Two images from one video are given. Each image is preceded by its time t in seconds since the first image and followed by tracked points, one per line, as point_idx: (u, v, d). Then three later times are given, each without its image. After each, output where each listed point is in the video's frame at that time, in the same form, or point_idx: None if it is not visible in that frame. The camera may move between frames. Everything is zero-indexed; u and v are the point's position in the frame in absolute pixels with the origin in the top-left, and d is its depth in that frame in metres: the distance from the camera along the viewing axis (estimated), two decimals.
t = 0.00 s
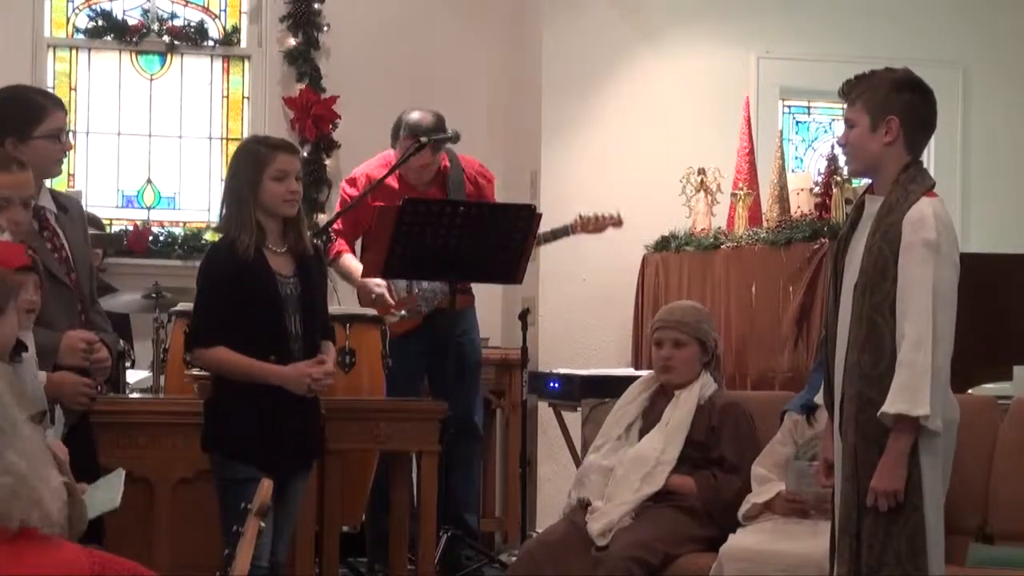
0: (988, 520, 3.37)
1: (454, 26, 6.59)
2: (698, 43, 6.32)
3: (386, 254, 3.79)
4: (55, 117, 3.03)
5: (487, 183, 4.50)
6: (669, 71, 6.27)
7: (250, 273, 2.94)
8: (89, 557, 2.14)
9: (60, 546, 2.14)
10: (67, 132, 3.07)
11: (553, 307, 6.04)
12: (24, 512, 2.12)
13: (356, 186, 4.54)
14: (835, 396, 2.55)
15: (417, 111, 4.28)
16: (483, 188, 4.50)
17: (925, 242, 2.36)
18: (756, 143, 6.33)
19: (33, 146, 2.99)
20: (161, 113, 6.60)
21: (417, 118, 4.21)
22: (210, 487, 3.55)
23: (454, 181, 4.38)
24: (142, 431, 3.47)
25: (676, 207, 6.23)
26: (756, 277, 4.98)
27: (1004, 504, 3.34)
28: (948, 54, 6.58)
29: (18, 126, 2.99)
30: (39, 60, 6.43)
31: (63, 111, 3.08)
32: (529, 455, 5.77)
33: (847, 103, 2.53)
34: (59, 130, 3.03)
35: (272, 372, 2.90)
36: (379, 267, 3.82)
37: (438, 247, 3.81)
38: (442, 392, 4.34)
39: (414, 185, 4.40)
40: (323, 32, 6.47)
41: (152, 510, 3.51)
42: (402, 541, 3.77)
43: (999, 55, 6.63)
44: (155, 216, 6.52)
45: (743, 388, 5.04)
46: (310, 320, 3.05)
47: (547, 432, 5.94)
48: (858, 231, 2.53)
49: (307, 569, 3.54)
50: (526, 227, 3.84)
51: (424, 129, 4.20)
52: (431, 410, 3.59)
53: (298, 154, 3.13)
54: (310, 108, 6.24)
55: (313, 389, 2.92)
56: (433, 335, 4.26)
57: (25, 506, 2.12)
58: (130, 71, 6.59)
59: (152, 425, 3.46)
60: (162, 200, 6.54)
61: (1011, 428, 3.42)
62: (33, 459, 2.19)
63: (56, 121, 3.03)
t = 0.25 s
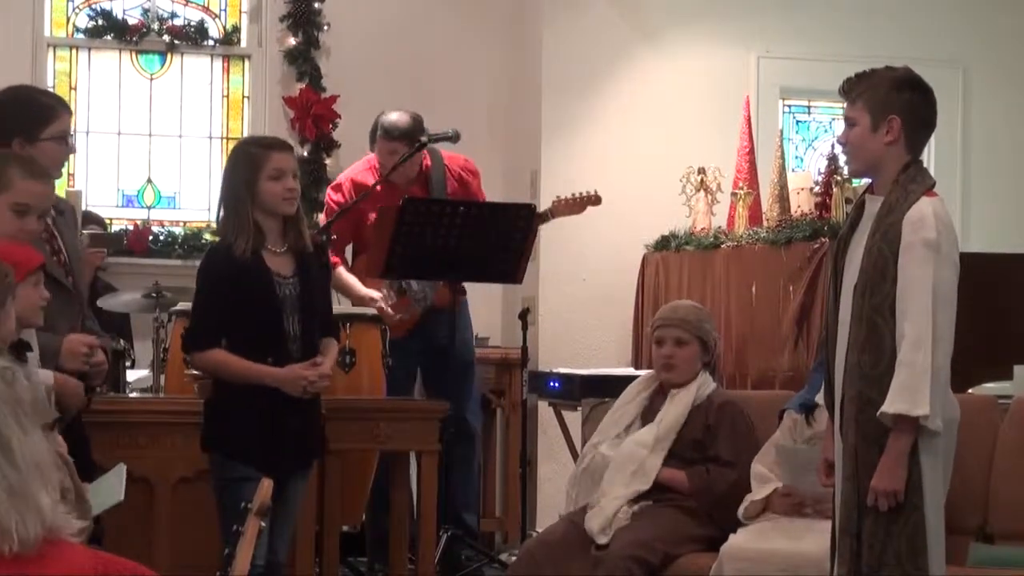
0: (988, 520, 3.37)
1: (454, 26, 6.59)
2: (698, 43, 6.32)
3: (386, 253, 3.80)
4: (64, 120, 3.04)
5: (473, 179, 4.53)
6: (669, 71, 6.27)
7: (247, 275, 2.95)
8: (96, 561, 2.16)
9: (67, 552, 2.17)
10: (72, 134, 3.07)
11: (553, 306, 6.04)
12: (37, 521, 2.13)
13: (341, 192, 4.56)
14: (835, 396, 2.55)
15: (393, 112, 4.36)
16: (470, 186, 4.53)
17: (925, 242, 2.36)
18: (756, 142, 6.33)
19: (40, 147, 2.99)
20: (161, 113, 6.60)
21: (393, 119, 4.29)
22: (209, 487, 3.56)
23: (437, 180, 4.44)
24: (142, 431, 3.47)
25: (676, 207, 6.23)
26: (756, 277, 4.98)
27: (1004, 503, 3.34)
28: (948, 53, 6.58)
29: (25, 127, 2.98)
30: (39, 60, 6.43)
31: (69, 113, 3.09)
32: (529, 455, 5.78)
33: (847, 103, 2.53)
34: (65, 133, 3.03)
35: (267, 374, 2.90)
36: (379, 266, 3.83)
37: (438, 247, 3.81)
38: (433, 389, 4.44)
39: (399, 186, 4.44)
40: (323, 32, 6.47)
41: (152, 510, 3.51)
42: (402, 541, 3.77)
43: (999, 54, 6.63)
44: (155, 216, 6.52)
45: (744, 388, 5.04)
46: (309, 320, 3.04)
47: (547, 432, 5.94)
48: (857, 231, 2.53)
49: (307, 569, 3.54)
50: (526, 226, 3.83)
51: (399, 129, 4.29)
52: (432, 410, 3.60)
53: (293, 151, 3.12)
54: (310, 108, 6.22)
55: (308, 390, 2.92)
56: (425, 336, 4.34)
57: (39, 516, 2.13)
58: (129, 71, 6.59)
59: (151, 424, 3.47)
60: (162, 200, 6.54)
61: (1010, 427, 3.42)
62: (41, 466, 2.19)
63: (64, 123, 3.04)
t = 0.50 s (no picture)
0: (989, 520, 3.37)
1: (455, 26, 6.59)
2: (698, 43, 6.32)
3: (385, 253, 3.80)
4: (65, 120, 3.04)
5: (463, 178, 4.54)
6: (669, 71, 6.27)
7: (246, 275, 2.95)
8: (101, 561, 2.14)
9: (73, 554, 2.14)
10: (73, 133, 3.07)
11: (553, 307, 6.04)
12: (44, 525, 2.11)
13: (333, 193, 4.56)
14: (836, 396, 2.55)
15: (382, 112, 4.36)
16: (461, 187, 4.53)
17: (925, 243, 2.36)
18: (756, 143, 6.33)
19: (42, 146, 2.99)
20: (161, 113, 6.60)
21: (381, 119, 4.29)
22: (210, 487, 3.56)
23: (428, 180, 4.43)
24: (143, 432, 3.46)
25: (675, 207, 6.23)
26: (756, 277, 4.98)
27: (1005, 504, 3.34)
28: (948, 54, 6.58)
29: (26, 125, 2.99)
30: (39, 60, 6.43)
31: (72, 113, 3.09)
32: (529, 455, 5.79)
33: (848, 103, 2.53)
34: (65, 131, 3.03)
35: (265, 374, 2.90)
36: (379, 266, 3.83)
37: (438, 247, 3.81)
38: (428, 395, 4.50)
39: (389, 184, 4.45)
40: (323, 32, 6.47)
41: (152, 511, 3.51)
42: (402, 542, 3.77)
43: (999, 55, 6.64)
44: (155, 216, 6.52)
45: (744, 388, 5.03)
46: (309, 320, 3.04)
47: (547, 432, 5.93)
48: (858, 231, 2.54)
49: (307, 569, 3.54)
50: (526, 227, 3.84)
51: (387, 129, 4.29)
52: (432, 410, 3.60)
53: (291, 152, 3.12)
54: (310, 108, 6.24)
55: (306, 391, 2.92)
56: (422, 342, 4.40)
57: (46, 520, 2.12)
58: (130, 71, 6.59)
59: (152, 425, 3.46)
60: (162, 201, 6.54)
61: (1011, 428, 3.42)
62: (49, 471, 2.18)
63: (64, 123, 3.04)
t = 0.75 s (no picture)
0: (989, 520, 3.37)
1: (454, 26, 6.60)
2: (697, 43, 6.32)
3: (385, 253, 3.80)
4: (58, 113, 3.04)
5: (460, 179, 4.55)
6: (668, 71, 6.28)
7: (247, 274, 2.95)
8: (102, 560, 2.12)
9: (75, 554, 2.14)
10: (69, 129, 3.07)
11: (553, 306, 6.04)
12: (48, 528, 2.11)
13: (327, 191, 4.56)
14: (837, 396, 2.56)
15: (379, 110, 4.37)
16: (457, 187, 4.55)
17: (926, 243, 2.36)
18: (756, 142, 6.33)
19: (32, 139, 2.99)
20: (161, 113, 6.61)
21: (378, 117, 4.30)
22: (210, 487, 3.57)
23: (424, 179, 4.45)
24: (143, 428, 3.45)
25: (675, 207, 6.24)
26: (756, 277, 4.99)
27: (1005, 504, 3.35)
28: (947, 53, 6.59)
29: (20, 119, 2.99)
30: (39, 60, 6.42)
31: (65, 108, 3.08)
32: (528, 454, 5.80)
33: (847, 104, 2.53)
34: (60, 125, 3.03)
35: (266, 372, 2.90)
36: (379, 266, 3.83)
37: (438, 247, 3.81)
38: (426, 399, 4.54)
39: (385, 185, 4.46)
40: (323, 32, 6.47)
41: (153, 510, 3.52)
42: (403, 542, 3.77)
43: (999, 54, 6.64)
44: (155, 216, 6.52)
45: (744, 388, 5.03)
46: (309, 320, 3.05)
47: (548, 432, 5.93)
48: (858, 231, 2.54)
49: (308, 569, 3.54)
50: (526, 226, 3.84)
51: (384, 127, 4.31)
52: (432, 410, 3.60)
53: (293, 151, 3.12)
54: (311, 108, 6.25)
55: (306, 390, 2.92)
56: (419, 345, 4.47)
57: (49, 524, 2.12)
58: (130, 71, 6.59)
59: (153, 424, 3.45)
60: (162, 200, 6.54)
61: (1011, 427, 3.42)
62: (56, 476, 2.19)
63: (57, 116, 3.03)
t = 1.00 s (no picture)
0: (989, 520, 3.37)
1: (454, 26, 6.60)
2: (697, 43, 6.32)
3: (386, 253, 3.79)
4: (51, 112, 3.03)
5: (458, 179, 4.56)
6: (668, 71, 6.27)
7: (249, 273, 2.95)
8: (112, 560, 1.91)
9: (77, 555, 2.15)
10: (64, 128, 3.06)
11: (553, 306, 6.04)
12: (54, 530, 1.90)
13: (327, 190, 4.55)
14: (837, 397, 2.56)
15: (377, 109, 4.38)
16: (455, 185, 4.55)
17: (926, 243, 2.36)
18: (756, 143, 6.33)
19: (26, 138, 2.98)
20: (161, 113, 6.60)
21: (378, 116, 4.31)
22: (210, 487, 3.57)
23: (423, 178, 4.45)
24: (143, 429, 3.46)
25: (675, 207, 6.23)
26: (756, 277, 4.99)
27: (1005, 504, 3.34)
28: (947, 53, 6.58)
29: (16, 119, 2.99)
30: (39, 60, 6.42)
31: (62, 107, 3.08)
32: (529, 454, 5.80)
33: (847, 103, 2.53)
34: (54, 124, 3.02)
35: (268, 372, 2.90)
36: (379, 266, 3.82)
37: (439, 247, 3.81)
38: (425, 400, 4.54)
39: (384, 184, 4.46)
40: (323, 32, 6.47)
41: (152, 510, 3.51)
42: (404, 542, 3.77)
43: (999, 54, 6.64)
44: (155, 216, 6.51)
45: (744, 388, 5.03)
46: (309, 320, 3.05)
47: (548, 432, 5.93)
48: (858, 231, 2.54)
49: (308, 569, 3.54)
50: (526, 226, 3.84)
51: (384, 125, 4.31)
52: (432, 410, 3.60)
53: (296, 151, 3.13)
54: (310, 108, 6.26)
55: (307, 390, 2.91)
56: (419, 345, 4.48)
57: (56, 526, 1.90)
58: (130, 70, 6.59)
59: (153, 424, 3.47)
60: (162, 200, 6.54)
61: (1010, 428, 3.42)
62: (60, 479, 2.20)
63: (51, 115, 3.03)
